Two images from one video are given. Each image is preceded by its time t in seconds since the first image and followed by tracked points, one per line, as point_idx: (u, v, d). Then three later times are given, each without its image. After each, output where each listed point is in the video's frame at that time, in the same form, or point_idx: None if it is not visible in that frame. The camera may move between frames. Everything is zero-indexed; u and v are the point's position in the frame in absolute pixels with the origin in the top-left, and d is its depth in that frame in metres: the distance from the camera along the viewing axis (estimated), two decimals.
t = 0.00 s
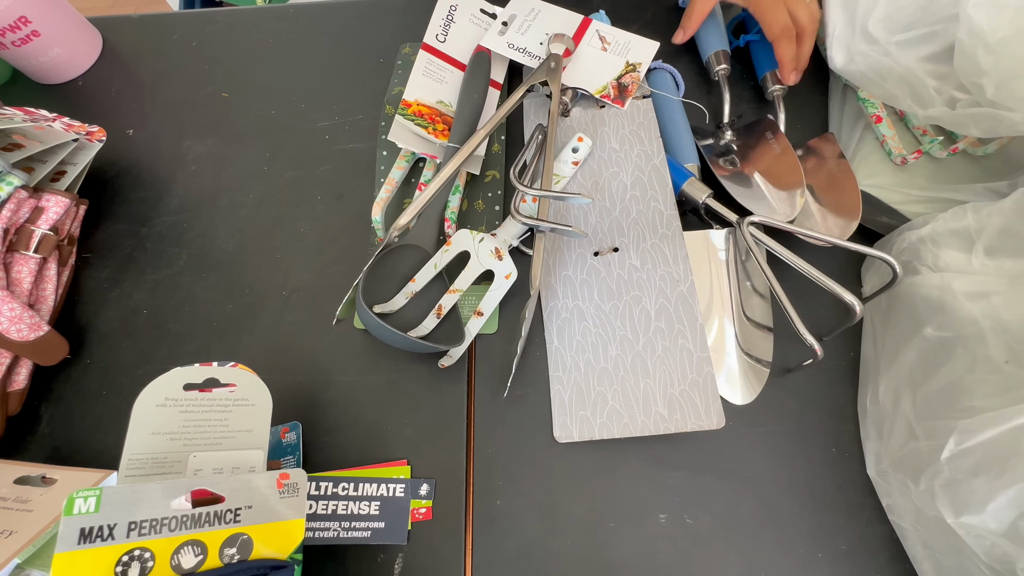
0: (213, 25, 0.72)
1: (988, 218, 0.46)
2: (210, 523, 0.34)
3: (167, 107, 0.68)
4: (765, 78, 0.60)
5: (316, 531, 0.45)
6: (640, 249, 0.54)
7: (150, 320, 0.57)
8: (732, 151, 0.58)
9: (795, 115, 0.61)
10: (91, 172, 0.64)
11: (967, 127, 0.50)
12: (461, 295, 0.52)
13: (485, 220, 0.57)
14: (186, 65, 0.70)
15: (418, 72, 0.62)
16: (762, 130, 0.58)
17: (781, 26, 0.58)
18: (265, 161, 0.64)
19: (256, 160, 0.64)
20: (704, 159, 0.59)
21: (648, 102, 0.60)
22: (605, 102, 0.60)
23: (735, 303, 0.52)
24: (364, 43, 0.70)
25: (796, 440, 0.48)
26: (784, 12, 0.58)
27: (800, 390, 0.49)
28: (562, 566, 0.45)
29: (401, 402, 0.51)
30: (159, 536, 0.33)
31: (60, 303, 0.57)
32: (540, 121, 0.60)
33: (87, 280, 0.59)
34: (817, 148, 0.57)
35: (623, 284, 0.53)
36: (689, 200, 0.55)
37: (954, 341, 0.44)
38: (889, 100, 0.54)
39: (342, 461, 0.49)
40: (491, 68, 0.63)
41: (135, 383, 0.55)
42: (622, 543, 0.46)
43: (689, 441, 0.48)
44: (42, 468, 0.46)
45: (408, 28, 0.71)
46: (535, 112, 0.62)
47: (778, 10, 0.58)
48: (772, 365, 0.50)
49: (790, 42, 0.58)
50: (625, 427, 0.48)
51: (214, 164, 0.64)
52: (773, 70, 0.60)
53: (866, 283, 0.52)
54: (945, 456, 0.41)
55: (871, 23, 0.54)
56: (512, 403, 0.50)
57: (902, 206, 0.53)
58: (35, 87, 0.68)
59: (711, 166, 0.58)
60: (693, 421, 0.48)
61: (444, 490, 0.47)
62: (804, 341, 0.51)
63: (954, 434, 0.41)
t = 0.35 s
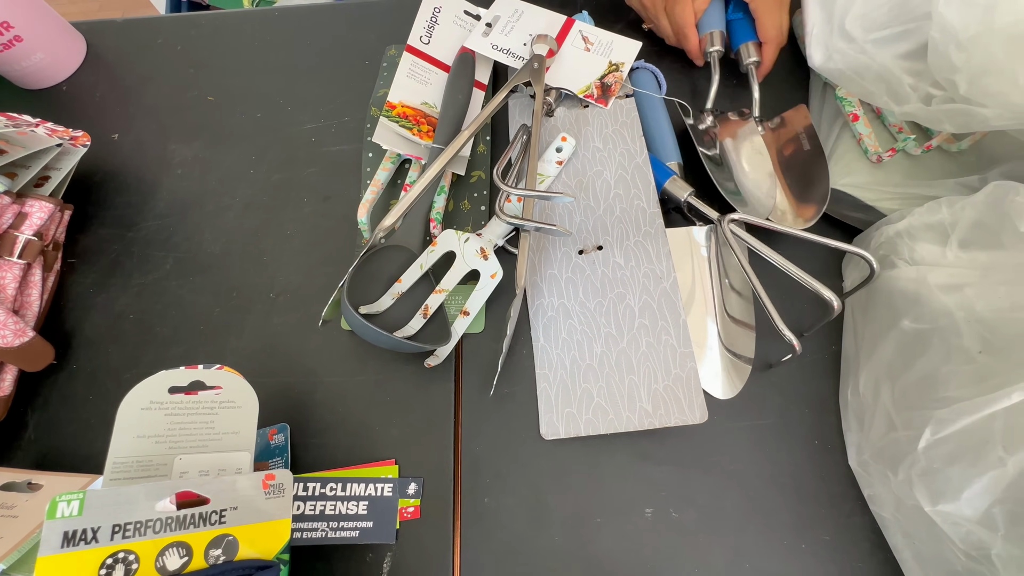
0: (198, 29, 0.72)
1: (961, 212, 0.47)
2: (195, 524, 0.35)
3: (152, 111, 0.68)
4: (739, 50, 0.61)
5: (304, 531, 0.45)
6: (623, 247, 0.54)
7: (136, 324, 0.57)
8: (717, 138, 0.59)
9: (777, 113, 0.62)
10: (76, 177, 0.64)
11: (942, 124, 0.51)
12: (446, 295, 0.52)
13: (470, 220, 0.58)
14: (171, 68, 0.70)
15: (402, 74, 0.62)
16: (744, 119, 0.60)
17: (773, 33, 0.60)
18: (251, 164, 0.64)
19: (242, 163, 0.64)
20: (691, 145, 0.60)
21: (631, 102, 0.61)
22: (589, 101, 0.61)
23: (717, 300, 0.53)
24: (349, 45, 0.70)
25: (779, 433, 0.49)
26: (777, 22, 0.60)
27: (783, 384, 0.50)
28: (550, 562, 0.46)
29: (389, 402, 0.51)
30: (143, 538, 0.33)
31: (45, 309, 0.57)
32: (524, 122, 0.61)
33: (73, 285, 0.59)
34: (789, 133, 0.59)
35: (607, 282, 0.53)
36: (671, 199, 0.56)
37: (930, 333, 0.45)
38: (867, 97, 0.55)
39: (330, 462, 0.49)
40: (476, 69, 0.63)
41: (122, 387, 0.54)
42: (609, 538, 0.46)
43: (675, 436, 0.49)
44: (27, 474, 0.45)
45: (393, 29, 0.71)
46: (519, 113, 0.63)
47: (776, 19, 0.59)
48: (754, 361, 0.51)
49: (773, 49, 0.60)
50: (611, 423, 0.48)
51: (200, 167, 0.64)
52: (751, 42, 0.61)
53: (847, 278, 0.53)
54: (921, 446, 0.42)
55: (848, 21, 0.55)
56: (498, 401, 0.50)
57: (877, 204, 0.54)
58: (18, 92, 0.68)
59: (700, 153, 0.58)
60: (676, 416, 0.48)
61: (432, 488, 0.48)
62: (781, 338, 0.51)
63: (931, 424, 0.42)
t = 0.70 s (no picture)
0: (189, 35, 0.72)
1: (947, 211, 0.47)
2: (191, 532, 0.35)
3: (144, 119, 0.68)
4: None
5: (300, 538, 0.44)
6: (615, 250, 0.55)
7: (130, 332, 0.57)
8: None
9: (765, 115, 0.63)
10: (67, 186, 0.64)
11: (926, 125, 0.51)
12: (441, 299, 0.52)
13: (464, 224, 0.58)
14: (162, 76, 0.70)
15: (393, 79, 0.62)
16: None
17: None
18: (243, 170, 0.64)
19: (235, 170, 0.64)
20: None
21: (622, 105, 0.61)
22: (579, 105, 0.61)
23: (709, 300, 0.53)
24: (340, 50, 0.70)
25: (771, 431, 0.49)
26: None
27: (774, 383, 0.51)
28: (546, 563, 0.46)
29: (384, 406, 0.51)
30: (140, 548, 0.34)
31: (38, 318, 0.57)
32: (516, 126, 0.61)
33: (66, 294, 0.59)
34: None
35: (600, 284, 0.54)
36: (662, 200, 0.56)
37: (918, 331, 0.45)
38: (852, 98, 0.55)
39: (326, 468, 0.49)
40: (467, 74, 0.64)
41: (117, 396, 0.54)
42: (604, 538, 0.46)
43: (668, 436, 0.49)
44: (22, 485, 0.45)
45: (385, 34, 0.71)
46: (511, 117, 0.63)
47: None
48: (746, 360, 0.52)
49: None
50: (605, 424, 0.49)
51: (193, 175, 0.64)
52: None
53: (836, 277, 0.54)
54: (910, 443, 0.43)
55: (835, 21, 0.56)
56: (493, 404, 0.51)
57: (868, 202, 0.54)
58: (8, 101, 0.67)
59: None
60: (669, 417, 0.49)
61: (429, 492, 0.48)
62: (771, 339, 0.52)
63: (919, 421, 0.43)
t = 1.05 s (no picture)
0: (177, 38, 0.71)
1: (938, 207, 0.47)
2: (181, 541, 0.35)
3: (132, 123, 0.67)
4: None
5: (293, 544, 0.45)
6: (607, 249, 0.54)
7: (120, 338, 0.56)
8: None
9: (757, 112, 0.63)
10: (55, 191, 0.63)
11: (917, 122, 0.51)
12: (433, 302, 0.52)
13: (455, 225, 0.58)
14: (150, 79, 0.69)
15: (383, 80, 0.62)
16: None
17: None
18: (233, 174, 0.63)
19: (225, 173, 0.64)
20: None
21: (614, 104, 0.60)
22: (570, 104, 0.61)
23: (703, 298, 0.53)
24: (330, 51, 0.70)
25: (766, 430, 0.49)
26: None
27: (768, 381, 0.51)
28: (541, 565, 0.46)
29: (377, 410, 0.51)
30: (129, 558, 0.33)
31: (26, 326, 0.56)
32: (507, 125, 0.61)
33: (55, 301, 0.58)
34: None
35: (592, 285, 0.53)
36: (654, 199, 0.56)
37: (911, 328, 0.45)
38: (843, 95, 0.55)
39: (319, 473, 0.49)
40: (457, 74, 0.63)
41: (107, 403, 0.54)
42: (599, 540, 0.46)
43: (663, 436, 0.49)
44: (11, 494, 0.45)
45: (375, 34, 0.70)
46: (502, 116, 0.63)
47: None
48: (740, 359, 0.52)
49: None
50: (599, 425, 0.49)
51: (182, 178, 0.64)
52: None
53: (829, 274, 0.53)
54: (903, 440, 0.43)
55: (825, 18, 0.56)
56: (487, 407, 0.50)
57: (860, 199, 0.54)
58: None
59: None
60: (663, 417, 0.49)
61: (423, 496, 0.48)
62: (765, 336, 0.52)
63: (912, 418, 0.42)
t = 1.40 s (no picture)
0: (161, 36, 0.70)
1: (930, 202, 0.47)
2: (161, 550, 0.34)
3: (116, 122, 0.66)
4: None
5: (279, 549, 0.43)
6: (597, 247, 0.54)
7: (105, 342, 0.55)
8: None
9: (749, 107, 0.62)
10: (37, 192, 0.62)
11: (908, 115, 0.50)
12: (421, 302, 0.51)
13: (444, 224, 0.57)
14: (134, 78, 0.68)
15: (369, 77, 0.61)
16: None
17: None
18: (219, 174, 0.63)
19: (210, 173, 0.63)
20: None
21: (602, 100, 0.60)
22: (560, 100, 0.60)
23: (694, 296, 0.53)
24: (317, 48, 0.69)
25: (758, 428, 0.49)
26: None
27: (761, 379, 0.50)
28: (532, 568, 0.45)
29: (365, 413, 0.50)
30: (108, 567, 0.33)
31: (9, 330, 0.55)
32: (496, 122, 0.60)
33: (38, 304, 0.57)
34: None
35: (582, 283, 0.53)
36: (644, 196, 0.55)
37: (902, 324, 0.45)
38: (835, 89, 0.54)
39: (306, 477, 0.48)
40: (445, 70, 0.62)
41: (92, 408, 0.53)
42: (590, 541, 0.46)
43: (655, 436, 0.49)
44: None
45: (362, 31, 0.69)
46: (492, 113, 0.62)
47: None
48: (732, 357, 0.51)
49: None
50: (589, 425, 0.48)
51: (168, 179, 0.63)
52: None
53: (822, 270, 0.53)
54: (895, 438, 0.42)
55: (816, 11, 0.55)
56: (476, 408, 0.50)
57: (852, 194, 0.53)
58: None
59: None
60: (654, 416, 0.48)
61: (412, 499, 0.47)
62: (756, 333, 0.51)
63: (904, 415, 0.42)
